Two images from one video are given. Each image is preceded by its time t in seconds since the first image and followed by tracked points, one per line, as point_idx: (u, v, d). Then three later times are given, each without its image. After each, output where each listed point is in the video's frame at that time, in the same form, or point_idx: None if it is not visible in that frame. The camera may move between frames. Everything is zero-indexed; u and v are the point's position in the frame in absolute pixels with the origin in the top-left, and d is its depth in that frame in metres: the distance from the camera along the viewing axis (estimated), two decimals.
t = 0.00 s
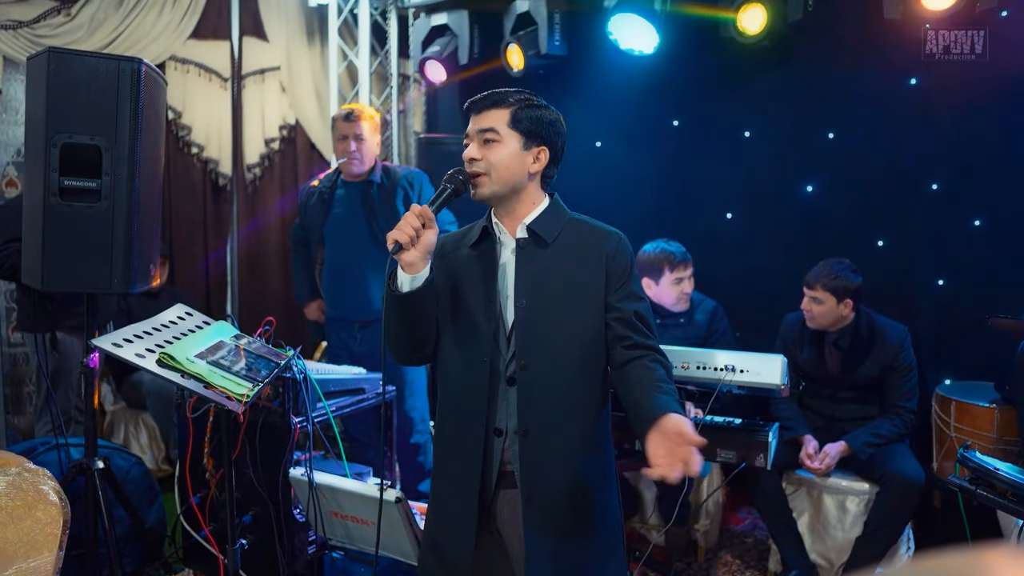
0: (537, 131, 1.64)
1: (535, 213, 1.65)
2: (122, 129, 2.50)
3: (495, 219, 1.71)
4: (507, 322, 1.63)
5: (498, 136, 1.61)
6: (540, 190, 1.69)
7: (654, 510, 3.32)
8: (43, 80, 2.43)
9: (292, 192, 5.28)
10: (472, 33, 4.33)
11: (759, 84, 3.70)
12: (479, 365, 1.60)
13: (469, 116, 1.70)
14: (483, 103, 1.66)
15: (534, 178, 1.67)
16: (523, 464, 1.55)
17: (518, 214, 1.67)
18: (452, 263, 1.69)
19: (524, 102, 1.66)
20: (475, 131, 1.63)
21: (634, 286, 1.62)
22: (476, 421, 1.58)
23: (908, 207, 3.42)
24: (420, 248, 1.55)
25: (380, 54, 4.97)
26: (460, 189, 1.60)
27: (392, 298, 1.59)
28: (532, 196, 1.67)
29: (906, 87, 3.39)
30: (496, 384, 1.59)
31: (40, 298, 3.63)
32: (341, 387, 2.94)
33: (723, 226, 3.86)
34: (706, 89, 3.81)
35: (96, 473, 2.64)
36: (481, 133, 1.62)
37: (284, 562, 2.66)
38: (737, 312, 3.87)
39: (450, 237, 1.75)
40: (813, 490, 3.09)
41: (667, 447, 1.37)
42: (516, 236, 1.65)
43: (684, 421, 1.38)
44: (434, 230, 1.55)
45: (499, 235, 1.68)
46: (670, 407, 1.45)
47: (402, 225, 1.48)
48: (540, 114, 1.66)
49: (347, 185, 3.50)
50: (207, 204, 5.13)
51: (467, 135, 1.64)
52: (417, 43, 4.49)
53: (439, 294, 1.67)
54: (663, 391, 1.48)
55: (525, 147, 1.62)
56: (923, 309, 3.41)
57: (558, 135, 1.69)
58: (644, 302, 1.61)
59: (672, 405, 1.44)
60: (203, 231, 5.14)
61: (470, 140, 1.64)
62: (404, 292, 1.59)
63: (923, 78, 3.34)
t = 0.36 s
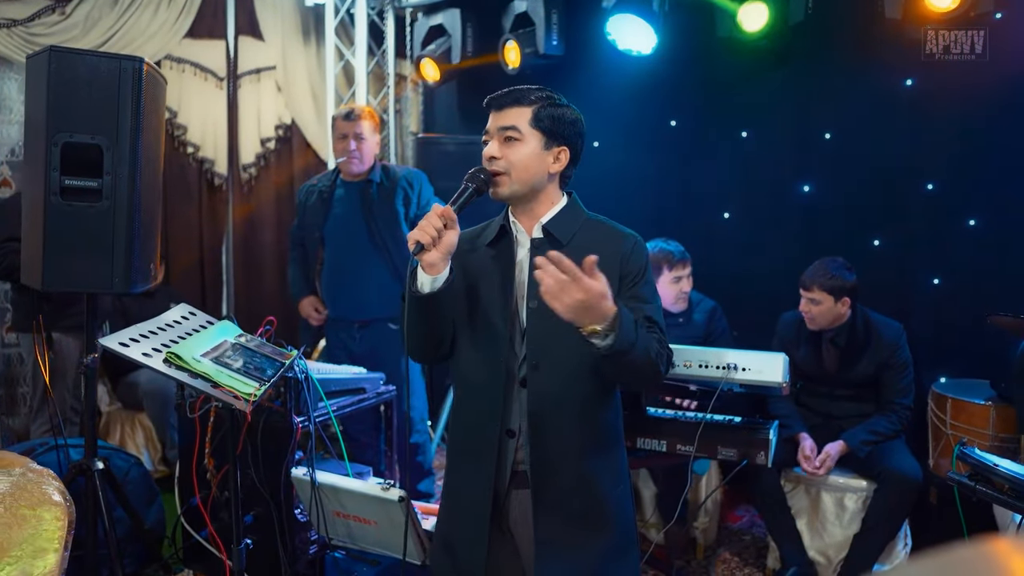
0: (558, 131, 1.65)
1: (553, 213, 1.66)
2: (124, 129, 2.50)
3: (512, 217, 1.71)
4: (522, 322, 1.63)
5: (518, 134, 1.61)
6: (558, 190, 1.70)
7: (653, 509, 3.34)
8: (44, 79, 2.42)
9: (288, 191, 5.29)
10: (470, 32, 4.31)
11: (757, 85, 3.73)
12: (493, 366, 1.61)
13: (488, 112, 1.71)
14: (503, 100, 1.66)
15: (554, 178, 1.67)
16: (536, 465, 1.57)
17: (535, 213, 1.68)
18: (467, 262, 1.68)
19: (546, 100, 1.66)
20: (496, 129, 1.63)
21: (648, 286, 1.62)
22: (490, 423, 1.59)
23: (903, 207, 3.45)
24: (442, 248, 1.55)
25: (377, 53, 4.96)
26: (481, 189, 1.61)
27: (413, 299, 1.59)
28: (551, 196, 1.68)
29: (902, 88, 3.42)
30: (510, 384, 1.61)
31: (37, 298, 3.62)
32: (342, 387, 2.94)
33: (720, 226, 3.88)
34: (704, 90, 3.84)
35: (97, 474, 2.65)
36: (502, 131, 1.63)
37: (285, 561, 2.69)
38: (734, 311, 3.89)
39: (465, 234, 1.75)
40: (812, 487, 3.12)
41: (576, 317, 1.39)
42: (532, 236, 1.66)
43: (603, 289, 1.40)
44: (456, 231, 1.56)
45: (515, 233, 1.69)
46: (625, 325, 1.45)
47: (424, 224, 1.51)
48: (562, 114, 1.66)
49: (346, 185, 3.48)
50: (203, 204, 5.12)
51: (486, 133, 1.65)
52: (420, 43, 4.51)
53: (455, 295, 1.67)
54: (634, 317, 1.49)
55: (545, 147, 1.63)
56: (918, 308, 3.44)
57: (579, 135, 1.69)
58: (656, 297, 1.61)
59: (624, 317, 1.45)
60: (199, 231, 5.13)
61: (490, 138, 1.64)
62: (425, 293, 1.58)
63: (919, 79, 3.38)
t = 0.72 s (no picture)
0: (579, 136, 1.67)
1: (569, 214, 1.69)
2: (121, 128, 2.48)
3: (528, 218, 1.73)
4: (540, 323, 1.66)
5: (539, 138, 1.63)
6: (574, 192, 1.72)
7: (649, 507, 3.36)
8: (40, 78, 2.41)
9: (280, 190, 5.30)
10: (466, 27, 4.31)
11: (750, 85, 3.76)
12: (510, 369, 1.64)
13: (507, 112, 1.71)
14: (524, 101, 1.66)
15: (572, 183, 1.70)
16: (553, 466, 1.60)
17: (552, 215, 1.71)
18: (484, 263, 1.71)
19: (567, 103, 1.67)
20: (517, 131, 1.65)
21: (662, 286, 1.66)
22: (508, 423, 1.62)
23: (895, 207, 3.50)
24: (462, 253, 1.59)
25: (370, 53, 4.96)
26: (500, 192, 1.62)
27: (433, 304, 1.64)
28: (567, 198, 1.70)
29: (893, 89, 3.47)
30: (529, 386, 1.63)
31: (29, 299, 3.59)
32: (339, 387, 2.94)
33: (714, 226, 3.91)
34: (698, 91, 3.87)
35: (93, 476, 2.65)
36: (523, 134, 1.64)
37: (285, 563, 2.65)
38: (728, 310, 3.93)
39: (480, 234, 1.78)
40: (806, 484, 3.16)
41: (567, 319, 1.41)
42: (549, 237, 1.70)
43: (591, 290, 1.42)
44: (475, 236, 1.60)
45: (531, 234, 1.72)
46: (619, 318, 1.48)
47: (444, 230, 1.53)
48: (583, 119, 1.68)
49: (342, 185, 3.43)
50: (194, 204, 5.08)
51: (506, 134, 1.66)
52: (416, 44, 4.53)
53: (473, 299, 1.68)
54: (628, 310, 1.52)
55: (566, 151, 1.65)
56: (910, 308, 3.48)
57: (596, 137, 1.71)
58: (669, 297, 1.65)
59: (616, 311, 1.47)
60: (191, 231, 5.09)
61: (510, 141, 1.65)
62: (446, 298, 1.62)
63: (909, 81, 3.43)
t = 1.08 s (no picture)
0: (588, 132, 1.70)
1: (579, 214, 1.71)
2: (117, 128, 2.47)
3: (537, 217, 1.75)
4: (552, 325, 1.69)
5: (550, 134, 1.66)
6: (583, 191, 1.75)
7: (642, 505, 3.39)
8: (33, 77, 2.38)
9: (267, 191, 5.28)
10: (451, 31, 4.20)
11: (740, 87, 3.80)
12: (523, 369, 1.65)
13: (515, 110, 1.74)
14: (533, 99, 1.70)
15: (582, 179, 1.74)
16: (566, 466, 1.62)
17: (562, 215, 1.73)
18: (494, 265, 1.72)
19: (576, 101, 1.71)
20: (528, 128, 1.67)
21: (674, 287, 1.70)
22: (521, 424, 1.63)
23: (882, 208, 3.56)
24: (477, 253, 1.59)
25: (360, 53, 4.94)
26: (512, 190, 1.65)
27: (448, 304, 1.64)
28: (577, 197, 1.73)
29: (880, 91, 3.53)
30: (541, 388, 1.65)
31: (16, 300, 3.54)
32: (335, 387, 2.93)
33: (704, 226, 3.95)
34: (688, 93, 3.91)
35: (87, 478, 2.62)
36: (534, 131, 1.66)
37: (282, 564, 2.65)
38: (717, 309, 3.97)
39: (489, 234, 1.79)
40: (796, 481, 3.21)
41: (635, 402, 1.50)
42: (560, 238, 1.71)
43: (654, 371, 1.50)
44: (490, 235, 1.61)
45: (542, 234, 1.73)
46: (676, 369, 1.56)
47: (459, 229, 1.53)
48: (591, 115, 1.72)
49: (335, 187, 3.41)
50: (181, 205, 5.03)
51: (516, 131, 1.68)
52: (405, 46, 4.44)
53: (484, 301, 1.70)
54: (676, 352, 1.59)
55: (577, 147, 1.68)
56: (897, 306, 3.54)
57: (605, 136, 1.75)
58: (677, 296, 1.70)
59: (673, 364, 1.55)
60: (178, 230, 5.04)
61: (521, 138, 1.68)
62: (460, 299, 1.63)
63: (896, 83, 3.49)
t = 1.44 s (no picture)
0: (592, 133, 1.72)
1: (582, 216, 1.73)
2: (109, 128, 2.43)
3: (541, 219, 1.77)
4: (553, 326, 1.69)
5: (554, 135, 1.67)
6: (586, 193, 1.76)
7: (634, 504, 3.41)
8: (24, 76, 2.35)
9: (253, 194, 5.21)
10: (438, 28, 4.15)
11: (729, 90, 3.84)
12: (523, 369, 1.66)
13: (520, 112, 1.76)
14: (538, 101, 1.71)
15: (585, 180, 1.74)
16: (567, 467, 1.62)
17: (565, 216, 1.74)
18: (494, 264, 1.74)
19: (579, 102, 1.72)
20: (533, 129, 1.69)
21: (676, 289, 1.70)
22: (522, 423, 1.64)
23: (869, 209, 3.62)
24: (478, 254, 1.60)
25: (348, 53, 4.92)
26: (515, 191, 1.65)
27: (449, 305, 1.65)
28: (580, 198, 1.74)
29: (866, 94, 3.58)
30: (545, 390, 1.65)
31: None
32: (330, 389, 2.91)
33: (693, 226, 3.99)
34: (677, 95, 3.94)
35: (78, 484, 2.59)
36: (538, 132, 1.68)
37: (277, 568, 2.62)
38: (707, 309, 4.01)
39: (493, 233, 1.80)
40: (787, 478, 3.26)
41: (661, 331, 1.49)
42: (562, 239, 1.73)
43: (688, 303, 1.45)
44: (491, 235, 1.60)
45: (544, 235, 1.75)
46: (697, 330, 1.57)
47: (460, 230, 1.54)
48: (595, 116, 1.73)
49: (327, 188, 3.38)
50: (166, 206, 5.00)
51: (521, 132, 1.70)
52: (395, 44, 4.38)
53: (486, 303, 1.71)
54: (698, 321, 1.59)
55: (580, 149, 1.70)
56: (883, 305, 3.60)
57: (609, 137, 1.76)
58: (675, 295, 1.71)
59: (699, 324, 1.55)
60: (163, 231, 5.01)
61: (525, 139, 1.69)
62: (462, 298, 1.64)
63: (883, 86, 3.54)
